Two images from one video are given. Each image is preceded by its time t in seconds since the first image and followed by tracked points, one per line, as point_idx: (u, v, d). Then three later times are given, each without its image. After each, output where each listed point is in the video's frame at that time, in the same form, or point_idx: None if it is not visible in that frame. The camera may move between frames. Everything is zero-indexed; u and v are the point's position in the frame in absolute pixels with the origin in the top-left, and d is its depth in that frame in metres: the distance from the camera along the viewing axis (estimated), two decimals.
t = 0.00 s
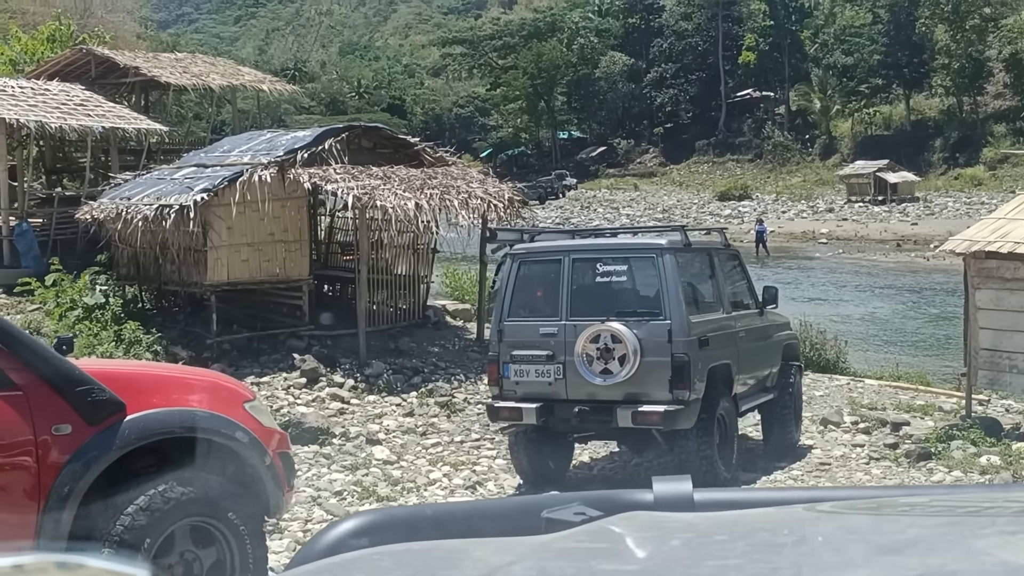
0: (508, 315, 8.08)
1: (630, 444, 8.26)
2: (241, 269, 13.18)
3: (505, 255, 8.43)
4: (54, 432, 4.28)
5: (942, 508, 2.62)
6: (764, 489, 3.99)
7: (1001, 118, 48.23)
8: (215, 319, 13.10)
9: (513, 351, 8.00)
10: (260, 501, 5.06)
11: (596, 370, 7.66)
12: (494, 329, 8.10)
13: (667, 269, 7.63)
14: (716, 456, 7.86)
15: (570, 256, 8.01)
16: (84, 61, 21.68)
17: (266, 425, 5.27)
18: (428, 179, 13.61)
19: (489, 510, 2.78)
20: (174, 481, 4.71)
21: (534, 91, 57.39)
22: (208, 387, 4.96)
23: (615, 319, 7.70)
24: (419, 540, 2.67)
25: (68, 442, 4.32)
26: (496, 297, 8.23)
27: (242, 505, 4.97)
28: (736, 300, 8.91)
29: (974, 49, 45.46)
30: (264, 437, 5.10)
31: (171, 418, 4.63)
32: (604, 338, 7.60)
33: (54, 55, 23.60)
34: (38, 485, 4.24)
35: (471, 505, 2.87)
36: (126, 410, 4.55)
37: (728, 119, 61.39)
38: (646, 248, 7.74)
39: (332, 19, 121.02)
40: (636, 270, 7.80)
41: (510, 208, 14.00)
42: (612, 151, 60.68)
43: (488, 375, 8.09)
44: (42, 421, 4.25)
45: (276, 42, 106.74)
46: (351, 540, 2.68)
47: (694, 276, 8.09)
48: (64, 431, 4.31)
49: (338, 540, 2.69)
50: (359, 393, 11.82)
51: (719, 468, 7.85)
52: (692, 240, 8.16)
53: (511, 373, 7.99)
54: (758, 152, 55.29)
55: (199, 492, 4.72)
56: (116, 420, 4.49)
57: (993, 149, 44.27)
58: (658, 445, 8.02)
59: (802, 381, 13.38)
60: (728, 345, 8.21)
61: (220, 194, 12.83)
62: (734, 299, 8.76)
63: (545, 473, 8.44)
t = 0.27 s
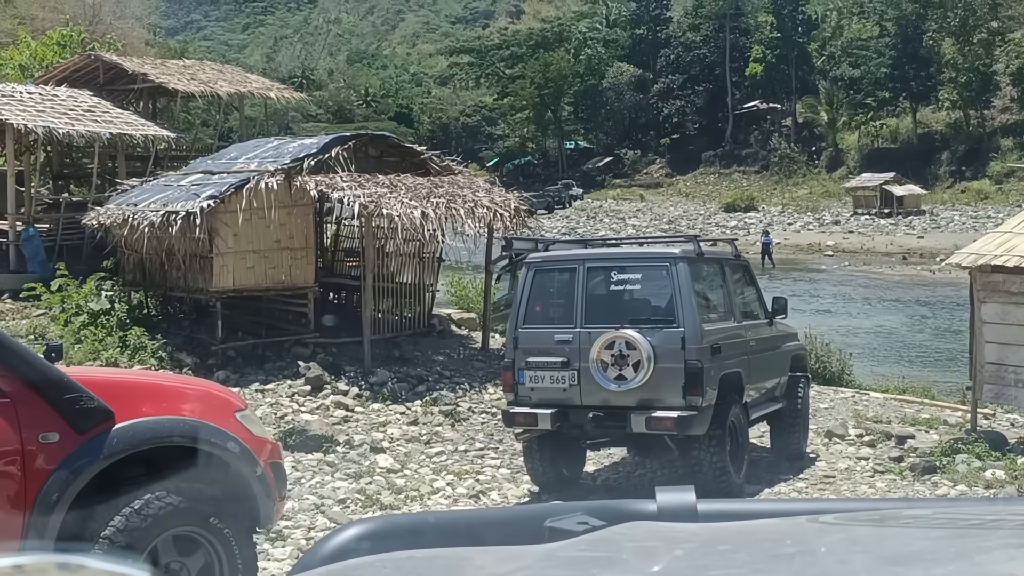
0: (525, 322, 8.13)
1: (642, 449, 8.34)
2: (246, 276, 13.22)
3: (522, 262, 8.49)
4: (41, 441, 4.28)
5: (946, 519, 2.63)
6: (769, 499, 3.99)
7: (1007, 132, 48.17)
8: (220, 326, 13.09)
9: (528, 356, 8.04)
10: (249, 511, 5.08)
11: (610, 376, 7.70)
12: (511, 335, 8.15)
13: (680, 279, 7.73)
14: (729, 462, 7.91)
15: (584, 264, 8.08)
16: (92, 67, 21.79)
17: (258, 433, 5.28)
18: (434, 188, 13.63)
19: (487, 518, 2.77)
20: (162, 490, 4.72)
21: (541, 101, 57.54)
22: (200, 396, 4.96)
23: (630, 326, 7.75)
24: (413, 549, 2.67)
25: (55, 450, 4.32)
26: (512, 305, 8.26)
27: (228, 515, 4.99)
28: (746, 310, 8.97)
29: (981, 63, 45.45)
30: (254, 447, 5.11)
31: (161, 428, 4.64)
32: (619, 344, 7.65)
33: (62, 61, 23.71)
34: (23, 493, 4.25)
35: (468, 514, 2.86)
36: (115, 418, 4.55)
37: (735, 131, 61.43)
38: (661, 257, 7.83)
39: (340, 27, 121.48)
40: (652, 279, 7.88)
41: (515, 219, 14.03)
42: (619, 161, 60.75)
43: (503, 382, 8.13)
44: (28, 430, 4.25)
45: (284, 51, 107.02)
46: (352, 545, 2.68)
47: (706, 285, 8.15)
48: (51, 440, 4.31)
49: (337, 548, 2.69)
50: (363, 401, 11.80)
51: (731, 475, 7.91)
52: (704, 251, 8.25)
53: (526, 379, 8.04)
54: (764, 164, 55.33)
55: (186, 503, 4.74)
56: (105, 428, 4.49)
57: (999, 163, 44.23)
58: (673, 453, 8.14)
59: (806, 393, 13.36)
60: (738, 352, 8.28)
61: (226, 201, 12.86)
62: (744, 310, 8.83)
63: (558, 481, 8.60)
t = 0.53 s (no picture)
0: (549, 333, 8.42)
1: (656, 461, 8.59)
2: (251, 284, 13.27)
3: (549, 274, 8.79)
4: (40, 445, 4.32)
5: (949, 534, 2.65)
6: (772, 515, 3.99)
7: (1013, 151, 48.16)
8: (224, 334, 13.15)
9: (550, 367, 8.34)
10: (248, 517, 5.10)
11: (632, 392, 8.00)
12: (534, 345, 8.43)
13: (703, 301, 8.00)
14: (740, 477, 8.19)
15: (610, 280, 8.36)
16: (101, 74, 21.88)
17: (258, 441, 5.30)
18: (440, 200, 13.67)
19: (490, 529, 2.79)
20: (161, 494, 4.76)
21: (548, 114, 57.70)
22: (202, 403, 4.99)
23: (652, 344, 8.06)
24: (417, 556, 2.69)
25: (53, 454, 4.36)
26: (536, 316, 8.56)
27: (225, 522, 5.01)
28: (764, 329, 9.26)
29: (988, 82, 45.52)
30: (254, 454, 5.14)
31: (161, 434, 4.67)
32: (642, 361, 7.95)
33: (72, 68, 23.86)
34: (21, 496, 4.29)
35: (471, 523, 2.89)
36: (114, 423, 4.58)
37: (741, 147, 61.52)
38: (685, 276, 8.10)
39: (349, 38, 121.87)
40: (674, 297, 8.17)
41: (520, 231, 14.06)
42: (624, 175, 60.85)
43: (524, 391, 8.41)
44: (27, 435, 4.28)
45: (293, 60, 107.40)
46: (355, 553, 2.71)
47: (727, 306, 8.44)
48: (49, 444, 4.35)
49: (340, 554, 2.71)
50: (366, 411, 11.83)
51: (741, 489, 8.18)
52: (727, 272, 8.54)
53: (547, 390, 8.33)
54: (770, 179, 55.38)
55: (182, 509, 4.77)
56: (103, 433, 4.52)
57: (1005, 182, 44.22)
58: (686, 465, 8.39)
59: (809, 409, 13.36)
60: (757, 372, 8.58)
61: (232, 209, 12.91)
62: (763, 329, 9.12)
63: (574, 490, 8.79)
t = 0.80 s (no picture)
0: (562, 338, 8.56)
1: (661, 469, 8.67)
2: (252, 288, 13.28)
3: (565, 280, 8.92)
4: (55, 443, 4.31)
5: (948, 545, 2.66)
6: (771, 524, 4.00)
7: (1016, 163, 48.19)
8: (226, 337, 13.17)
9: (561, 373, 8.48)
10: (259, 518, 5.12)
11: (642, 402, 8.13)
12: (547, 349, 8.57)
13: (716, 313, 8.13)
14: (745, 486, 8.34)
15: (624, 289, 8.49)
16: (106, 76, 21.92)
17: (267, 443, 5.33)
18: (443, 206, 13.69)
19: (491, 535, 2.79)
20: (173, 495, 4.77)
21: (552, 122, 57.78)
22: (212, 406, 5.02)
23: (663, 353, 8.20)
24: (418, 561, 2.69)
25: (68, 454, 4.36)
26: (550, 320, 8.69)
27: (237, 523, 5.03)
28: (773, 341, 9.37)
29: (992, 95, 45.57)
30: (265, 455, 5.16)
31: (172, 435, 4.69)
32: (652, 371, 8.08)
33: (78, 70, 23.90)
34: (37, 495, 4.27)
35: (472, 527, 2.89)
36: (128, 424, 4.60)
37: (744, 156, 61.57)
38: (700, 289, 8.22)
39: (354, 43, 122.03)
40: (688, 308, 8.31)
41: (523, 238, 14.09)
42: (627, 183, 60.92)
43: (535, 394, 8.57)
44: (43, 433, 4.28)
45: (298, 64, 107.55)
46: (355, 557, 2.70)
47: (738, 319, 8.55)
48: (65, 444, 4.34)
49: (340, 557, 2.70)
50: (367, 416, 11.85)
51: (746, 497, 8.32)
52: (739, 285, 8.67)
53: (557, 395, 8.48)
54: (773, 189, 55.41)
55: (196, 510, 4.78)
56: (117, 434, 4.53)
57: (1007, 195, 44.22)
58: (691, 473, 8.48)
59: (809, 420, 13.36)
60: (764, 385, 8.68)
61: (235, 213, 12.92)
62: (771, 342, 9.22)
63: (580, 495, 8.91)
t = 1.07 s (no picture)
0: (569, 342, 8.60)
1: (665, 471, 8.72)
2: (253, 290, 13.29)
3: (571, 284, 8.95)
4: (85, 439, 4.36)
5: (948, 555, 2.67)
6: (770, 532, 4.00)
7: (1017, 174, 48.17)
8: (226, 339, 13.17)
9: (568, 376, 8.52)
10: (282, 514, 5.18)
11: (649, 405, 8.16)
12: (554, 352, 8.62)
13: (723, 319, 8.17)
14: (751, 488, 8.40)
15: (630, 293, 8.52)
16: (109, 78, 21.95)
17: (291, 439, 5.35)
18: (445, 210, 13.70)
19: (492, 540, 2.79)
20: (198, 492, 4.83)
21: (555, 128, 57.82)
22: (236, 403, 5.05)
23: (669, 357, 8.25)
24: (419, 565, 2.69)
25: (98, 449, 4.41)
26: (557, 324, 8.73)
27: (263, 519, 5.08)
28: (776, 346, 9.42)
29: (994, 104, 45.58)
30: (289, 452, 5.19)
31: (198, 431, 4.74)
32: (659, 375, 8.12)
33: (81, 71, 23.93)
34: (67, 491, 4.32)
35: (472, 531, 2.88)
36: (156, 421, 4.65)
37: (746, 164, 61.58)
38: (707, 294, 8.26)
39: (357, 47, 122.15)
40: (695, 313, 8.36)
41: (524, 243, 14.10)
42: (629, 190, 60.95)
43: (541, 398, 8.60)
44: (74, 428, 4.33)
45: (301, 68, 107.63)
46: (355, 560, 2.69)
47: (743, 324, 8.60)
48: (95, 439, 4.40)
49: (340, 561, 2.70)
50: (367, 420, 11.85)
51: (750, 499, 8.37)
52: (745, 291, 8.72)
53: (564, 398, 8.52)
54: (774, 197, 55.41)
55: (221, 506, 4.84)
56: (145, 431, 4.58)
57: (1009, 205, 44.22)
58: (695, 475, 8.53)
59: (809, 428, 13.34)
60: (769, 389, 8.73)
61: (237, 216, 12.94)
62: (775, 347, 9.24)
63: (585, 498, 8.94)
